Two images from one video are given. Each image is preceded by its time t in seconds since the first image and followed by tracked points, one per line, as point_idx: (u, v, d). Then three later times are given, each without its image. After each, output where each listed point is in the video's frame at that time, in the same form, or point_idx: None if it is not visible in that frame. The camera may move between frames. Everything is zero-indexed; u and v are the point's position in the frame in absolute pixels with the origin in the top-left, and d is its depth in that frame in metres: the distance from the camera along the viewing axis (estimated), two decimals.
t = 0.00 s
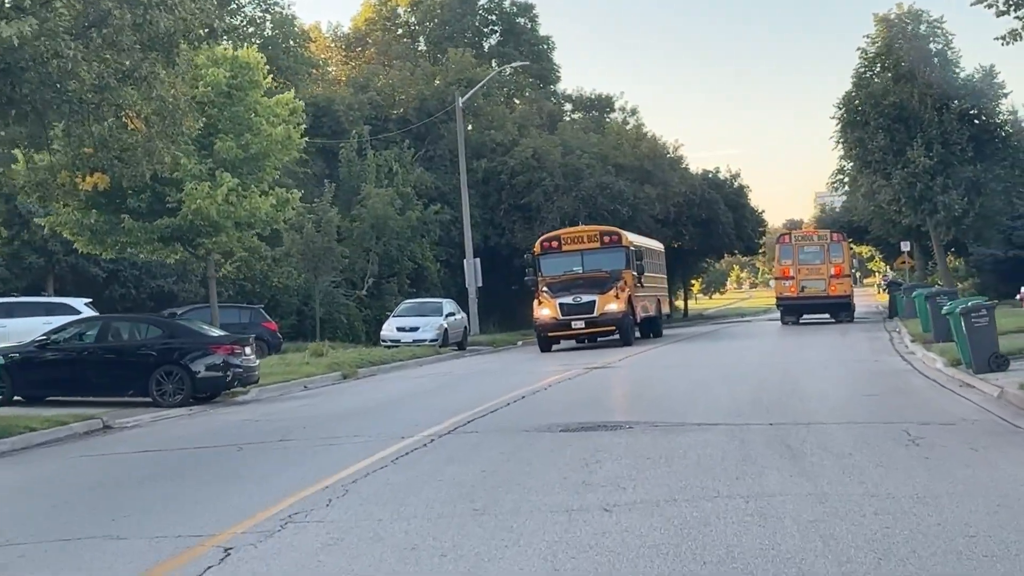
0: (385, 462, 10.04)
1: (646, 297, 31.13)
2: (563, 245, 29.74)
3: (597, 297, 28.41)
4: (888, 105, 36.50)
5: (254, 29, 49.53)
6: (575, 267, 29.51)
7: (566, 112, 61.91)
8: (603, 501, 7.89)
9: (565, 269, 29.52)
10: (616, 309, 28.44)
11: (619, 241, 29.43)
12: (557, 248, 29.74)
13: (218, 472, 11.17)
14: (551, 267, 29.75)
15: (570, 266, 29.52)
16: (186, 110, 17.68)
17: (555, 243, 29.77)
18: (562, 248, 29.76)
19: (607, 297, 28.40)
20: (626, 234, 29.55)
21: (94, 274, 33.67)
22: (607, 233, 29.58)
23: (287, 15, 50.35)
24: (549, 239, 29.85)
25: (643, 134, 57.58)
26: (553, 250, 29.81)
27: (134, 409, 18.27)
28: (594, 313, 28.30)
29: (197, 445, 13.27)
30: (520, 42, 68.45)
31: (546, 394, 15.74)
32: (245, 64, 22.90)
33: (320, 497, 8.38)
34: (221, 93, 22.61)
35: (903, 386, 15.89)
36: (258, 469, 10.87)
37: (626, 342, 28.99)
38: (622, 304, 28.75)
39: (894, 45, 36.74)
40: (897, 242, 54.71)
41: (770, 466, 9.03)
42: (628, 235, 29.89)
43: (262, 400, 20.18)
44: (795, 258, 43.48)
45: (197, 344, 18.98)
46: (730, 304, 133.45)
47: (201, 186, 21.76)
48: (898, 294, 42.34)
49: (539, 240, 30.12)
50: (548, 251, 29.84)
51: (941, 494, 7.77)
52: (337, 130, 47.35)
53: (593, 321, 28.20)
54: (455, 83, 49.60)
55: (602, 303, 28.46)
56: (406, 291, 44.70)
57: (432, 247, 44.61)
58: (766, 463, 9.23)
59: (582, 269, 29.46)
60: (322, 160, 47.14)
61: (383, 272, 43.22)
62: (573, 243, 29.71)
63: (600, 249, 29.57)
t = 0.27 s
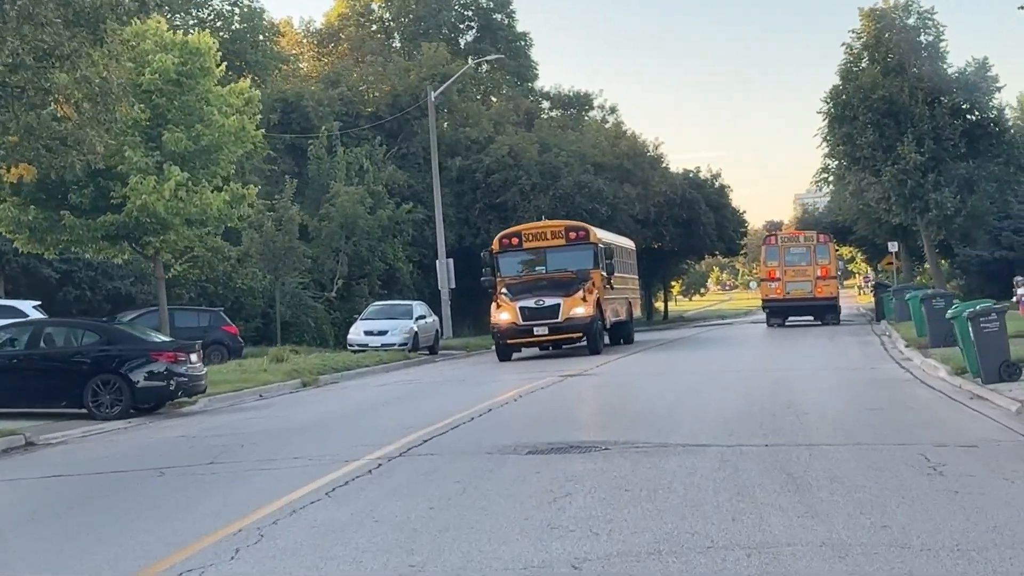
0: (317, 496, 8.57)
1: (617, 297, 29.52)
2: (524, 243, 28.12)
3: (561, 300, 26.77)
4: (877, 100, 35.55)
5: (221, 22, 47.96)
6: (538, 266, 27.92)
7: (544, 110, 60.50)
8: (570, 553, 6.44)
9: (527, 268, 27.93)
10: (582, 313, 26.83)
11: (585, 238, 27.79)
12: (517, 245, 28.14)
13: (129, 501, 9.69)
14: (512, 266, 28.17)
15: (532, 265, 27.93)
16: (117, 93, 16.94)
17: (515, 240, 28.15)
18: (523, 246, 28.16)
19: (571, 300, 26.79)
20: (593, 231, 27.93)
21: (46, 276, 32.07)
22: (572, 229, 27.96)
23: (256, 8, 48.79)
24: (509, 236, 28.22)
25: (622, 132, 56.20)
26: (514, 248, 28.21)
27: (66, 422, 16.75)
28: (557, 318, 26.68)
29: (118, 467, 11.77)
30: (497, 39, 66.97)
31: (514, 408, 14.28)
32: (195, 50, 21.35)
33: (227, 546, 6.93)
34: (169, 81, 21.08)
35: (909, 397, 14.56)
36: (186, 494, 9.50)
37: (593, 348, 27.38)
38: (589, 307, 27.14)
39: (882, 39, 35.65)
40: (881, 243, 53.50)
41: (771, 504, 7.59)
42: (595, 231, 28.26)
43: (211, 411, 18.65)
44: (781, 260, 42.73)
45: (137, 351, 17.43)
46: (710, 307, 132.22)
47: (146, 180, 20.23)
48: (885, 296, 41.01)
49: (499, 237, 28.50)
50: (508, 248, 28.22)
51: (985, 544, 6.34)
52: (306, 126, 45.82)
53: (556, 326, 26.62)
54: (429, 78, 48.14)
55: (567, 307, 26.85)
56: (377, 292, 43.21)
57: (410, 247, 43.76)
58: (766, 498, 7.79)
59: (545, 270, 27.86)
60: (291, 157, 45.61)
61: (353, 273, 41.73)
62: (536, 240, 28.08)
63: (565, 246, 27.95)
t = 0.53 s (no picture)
0: (230, 541, 7.12)
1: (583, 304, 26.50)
2: (480, 237, 24.92)
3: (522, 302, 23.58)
4: (868, 92, 33.72)
5: (189, 14, 46.36)
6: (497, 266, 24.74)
7: (522, 106, 59.04)
8: None
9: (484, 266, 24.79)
10: (546, 317, 23.60)
11: (550, 233, 24.69)
12: (472, 240, 24.94)
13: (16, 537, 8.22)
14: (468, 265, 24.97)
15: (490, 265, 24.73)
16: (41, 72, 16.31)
17: (470, 235, 24.96)
18: (478, 241, 24.97)
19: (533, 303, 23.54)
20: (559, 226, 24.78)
21: None
22: (535, 224, 24.78)
23: None
24: (463, 230, 25.04)
25: (603, 129, 54.78)
26: (469, 244, 25.04)
27: None
28: (518, 322, 23.47)
29: (22, 492, 10.30)
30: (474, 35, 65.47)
31: (480, 424, 12.83)
32: (142, 32, 19.89)
33: None
34: (113, 66, 19.66)
35: (916, 408, 13.20)
36: (84, 531, 8.08)
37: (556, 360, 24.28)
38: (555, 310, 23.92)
39: (873, 29, 34.08)
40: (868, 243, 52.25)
41: (783, 558, 6.16)
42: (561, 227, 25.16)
43: (155, 422, 17.16)
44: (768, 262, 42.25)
45: (70, 359, 15.91)
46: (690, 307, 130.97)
47: (87, 172, 18.68)
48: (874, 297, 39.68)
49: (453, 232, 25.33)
50: (463, 245, 25.03)
51: None
52: (275, 122, 44.26)
53: (515, 331, 23.38)
54: (403, 73, 46.64)
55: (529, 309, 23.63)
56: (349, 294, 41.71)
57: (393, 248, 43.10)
58: (775, 549, 6.36)
59: (503, 269, 24.63)
60: (259, 154, 44.06)
61: (323, 273, 40.20)
62: (493, 235, 24.90)
63: (527, 242, 24.81)
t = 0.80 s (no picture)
0: None
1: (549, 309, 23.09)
2: (429, 231, 21.50)
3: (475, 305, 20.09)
4: (859, 84, 32.34)
5: (156, 5, 44.79)
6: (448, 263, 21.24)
7: (501, 103, 57.58)
8: None
9: (432, 264, 21.36)
10: (505, 322, 20.09)
11: (510, 225, 21.27)
12: (420, 234, 21.53)
13: None
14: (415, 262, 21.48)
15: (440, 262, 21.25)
16: None
17: (418, 228, 21.56)
18: (427, 236, 21.55)
19: (488, 307, 20.05)
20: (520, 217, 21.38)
21: None
22: (491, 215, 21.35)
23: None
24: (409, 223, 21.64)
25: (583, 126, 53.39)
26: (416, 239, 21.61)
27: None
28: (470, 328, 19.95)
29: None
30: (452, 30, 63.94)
31: (441, 443, 11.36)
32: (82, 12, 18.45)
33: None
34: (51, 48, 18.19)
35: (930, 422, 11.83)
36: None
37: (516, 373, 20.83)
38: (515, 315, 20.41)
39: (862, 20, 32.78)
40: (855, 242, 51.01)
41: None
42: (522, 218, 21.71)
43: (89, 435, 15.67)
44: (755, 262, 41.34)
45: None
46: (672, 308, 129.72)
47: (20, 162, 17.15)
48: (863, 298, 38.38)
49: (398, 225, 21.91)
50: (409, 239, 21.58)
51: None
52: (243, 116, 42.70)
53: (467, 340, 19.89)
54: (376, 66, 45.14)
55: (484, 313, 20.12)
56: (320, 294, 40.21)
57: (373, 247, 42.07)
58: None
59: (454, 267, 21.19)
60: (228, 149, 42.47)
61: (293, 273, 38.69)
62: (444, 227, 21.46)
63: (483, 235, 21.38)
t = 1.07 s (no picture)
0: None
1: (507, 317, 19.97)
2: (364, 220, 18.53)
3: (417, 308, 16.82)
4: (852, 75, 31.04)
5: None
6: (387, 258, 18.28)
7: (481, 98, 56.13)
8: None
9: (368, 260, 18.36)
10: (452, 327, 16.82)
11: (460, 212, 18.38)
12: (353, 224, 18.56)
13: None
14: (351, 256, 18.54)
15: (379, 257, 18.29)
16: None
17: (351, 217, 18.59)
18: (361, 226, 18.58)
19: (432, 307, 16.85)
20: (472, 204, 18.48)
21: None
22: (438, 201, 18.40)
23: None
24: (342, 212, 18.66)
25: (564, 122, 51.99)
26: (348, 230, 18.64)
27: None
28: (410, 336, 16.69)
29: None
30: (431, 24, 62.45)
31: (395, 467, 9.92)
32: None
33: None
34: None
35: (952, 439, 10.45)
36: None
37: (466, 389, 17.58)
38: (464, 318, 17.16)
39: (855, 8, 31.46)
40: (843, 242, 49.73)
41: None
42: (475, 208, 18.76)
43: (13, 448, 14.18)
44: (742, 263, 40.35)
45: None
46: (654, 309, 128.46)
47: None
48: (852, 299, 37.04)
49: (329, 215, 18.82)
50: (340, 229, 18.61)
51: None
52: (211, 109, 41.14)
53: (405, 346, 16.62)
54: (350, 59, 43.65)
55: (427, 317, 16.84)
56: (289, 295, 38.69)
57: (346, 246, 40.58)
58: None
59: (395, 263, 18.15)
60: (195, 144, 40.94)
61: (261, 273, 37.16)
62: (381, 215, 18.47)
63: (427, 224, 18.44)
